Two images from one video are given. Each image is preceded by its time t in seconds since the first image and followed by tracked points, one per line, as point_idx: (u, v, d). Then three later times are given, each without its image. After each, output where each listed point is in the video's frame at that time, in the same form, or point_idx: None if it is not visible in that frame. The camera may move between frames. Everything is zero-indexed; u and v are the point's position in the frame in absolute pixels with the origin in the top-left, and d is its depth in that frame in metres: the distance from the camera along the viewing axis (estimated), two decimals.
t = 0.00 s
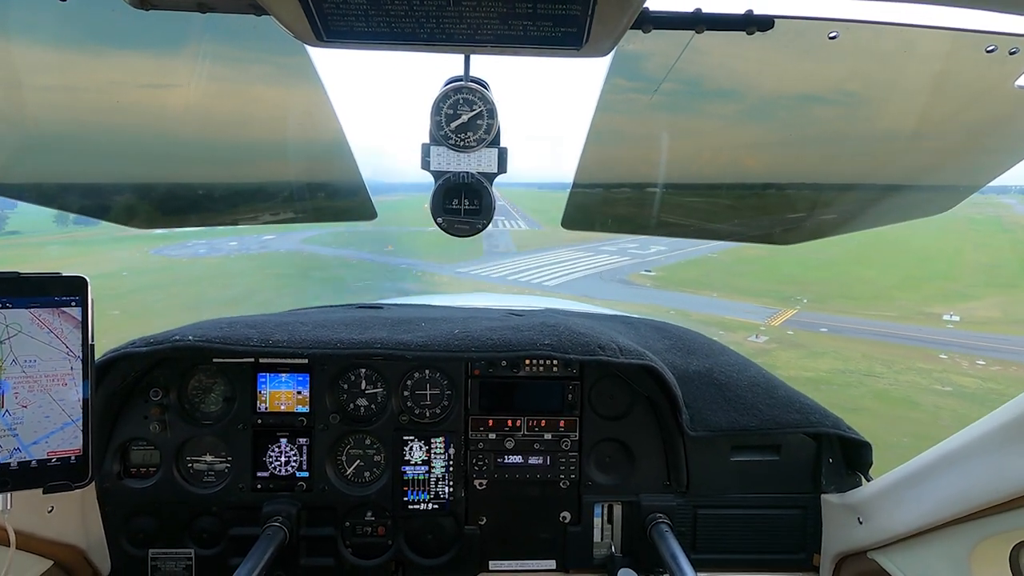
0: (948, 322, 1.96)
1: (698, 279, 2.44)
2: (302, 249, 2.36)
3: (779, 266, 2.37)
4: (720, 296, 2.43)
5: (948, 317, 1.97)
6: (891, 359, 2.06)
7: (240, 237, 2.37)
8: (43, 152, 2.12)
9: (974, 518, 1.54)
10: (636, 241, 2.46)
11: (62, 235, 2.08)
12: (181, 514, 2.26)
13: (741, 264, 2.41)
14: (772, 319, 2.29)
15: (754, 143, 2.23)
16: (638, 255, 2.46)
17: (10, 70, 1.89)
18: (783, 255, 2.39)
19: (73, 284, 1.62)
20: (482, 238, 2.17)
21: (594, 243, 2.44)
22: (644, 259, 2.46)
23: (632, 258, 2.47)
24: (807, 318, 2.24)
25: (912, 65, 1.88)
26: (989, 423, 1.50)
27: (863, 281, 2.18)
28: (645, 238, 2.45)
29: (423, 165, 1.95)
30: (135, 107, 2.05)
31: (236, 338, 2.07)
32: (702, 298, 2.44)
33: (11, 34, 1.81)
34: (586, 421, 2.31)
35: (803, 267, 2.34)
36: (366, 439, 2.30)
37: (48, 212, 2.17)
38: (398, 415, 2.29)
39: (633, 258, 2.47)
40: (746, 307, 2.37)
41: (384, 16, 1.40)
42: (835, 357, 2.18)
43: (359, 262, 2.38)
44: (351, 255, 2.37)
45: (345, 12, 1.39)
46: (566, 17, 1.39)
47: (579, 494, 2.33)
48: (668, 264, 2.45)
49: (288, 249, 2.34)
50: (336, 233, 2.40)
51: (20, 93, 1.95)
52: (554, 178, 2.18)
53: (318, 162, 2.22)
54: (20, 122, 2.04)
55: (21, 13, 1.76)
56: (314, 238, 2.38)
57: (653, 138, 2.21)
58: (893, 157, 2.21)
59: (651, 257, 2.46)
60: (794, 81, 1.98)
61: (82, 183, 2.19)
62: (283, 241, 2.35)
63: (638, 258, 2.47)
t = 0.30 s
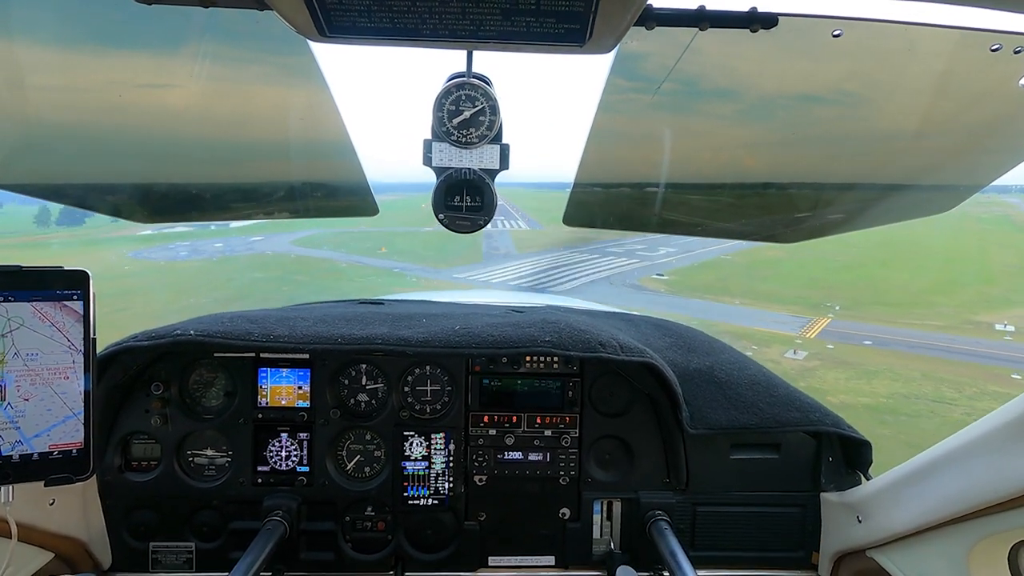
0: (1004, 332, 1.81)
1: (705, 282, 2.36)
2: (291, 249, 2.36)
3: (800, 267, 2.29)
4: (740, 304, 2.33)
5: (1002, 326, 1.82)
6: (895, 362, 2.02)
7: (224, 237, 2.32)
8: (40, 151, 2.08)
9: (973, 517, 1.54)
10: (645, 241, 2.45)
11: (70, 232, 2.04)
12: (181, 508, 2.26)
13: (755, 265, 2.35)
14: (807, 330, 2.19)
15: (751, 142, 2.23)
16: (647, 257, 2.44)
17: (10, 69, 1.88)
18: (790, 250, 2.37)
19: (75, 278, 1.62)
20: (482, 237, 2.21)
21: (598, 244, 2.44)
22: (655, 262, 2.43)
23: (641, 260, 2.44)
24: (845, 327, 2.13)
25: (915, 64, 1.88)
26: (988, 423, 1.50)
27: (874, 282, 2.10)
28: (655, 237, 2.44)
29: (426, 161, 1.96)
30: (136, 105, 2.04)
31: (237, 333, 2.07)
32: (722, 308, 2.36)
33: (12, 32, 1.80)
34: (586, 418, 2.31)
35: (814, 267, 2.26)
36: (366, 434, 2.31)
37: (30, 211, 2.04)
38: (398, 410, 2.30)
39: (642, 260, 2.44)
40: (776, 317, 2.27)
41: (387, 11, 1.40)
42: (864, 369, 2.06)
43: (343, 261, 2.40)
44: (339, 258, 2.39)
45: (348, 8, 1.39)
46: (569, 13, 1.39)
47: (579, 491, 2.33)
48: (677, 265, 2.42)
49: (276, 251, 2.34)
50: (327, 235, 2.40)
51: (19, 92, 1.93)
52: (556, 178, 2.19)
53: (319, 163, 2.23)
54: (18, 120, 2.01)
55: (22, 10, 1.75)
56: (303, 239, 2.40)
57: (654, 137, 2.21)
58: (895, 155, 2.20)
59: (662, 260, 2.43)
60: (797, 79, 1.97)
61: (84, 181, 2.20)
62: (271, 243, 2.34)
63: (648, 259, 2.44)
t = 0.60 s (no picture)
0: None
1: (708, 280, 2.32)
2: (276, 250, 2.26)
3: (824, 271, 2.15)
4: (768, 313, 2.23)
5: None
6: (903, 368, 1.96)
7: (206, 240, 2.26)
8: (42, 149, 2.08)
9: (976, 513, 1.54)
10: (650, 242, 2.43)
11: (74, 232, 2.02)
12: (186, 502, 2.28)
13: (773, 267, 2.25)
14: (851, 347, 2.05)
15: (754, 138, 2.23)
16: (655, 258, 2.40)
17: (12, 67, 1.88)
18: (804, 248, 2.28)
19: (78, 275, 1.62)
20: (481, 237, 2.23)
21: (597, 245, 2.42)
22: (665, 264, 2.38)
23: (652, 261, 2.39)
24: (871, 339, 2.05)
25: (920, 60, 1.87)
26: (991, 419, 1.50)
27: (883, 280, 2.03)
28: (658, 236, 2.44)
29: (428, 156, 1.96)
30: (138, 103, 2.04)
31: (240, 329, 2.08)
32: (748, 317, 2.26)
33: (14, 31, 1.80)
34: (589, 413, 2.31)
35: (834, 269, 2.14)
36: (370, 429, 2.32)
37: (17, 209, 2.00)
38: (401, 405, 2.30)
39: (650, 262, 2.39)
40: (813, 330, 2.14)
41: (388, 6, 1.39)
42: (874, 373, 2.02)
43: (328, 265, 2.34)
44: (328, 260, 2.33)
45: (349, 3, 1.38)
46: (572, 7, 1.38)
47: (581, 486, 2.34)
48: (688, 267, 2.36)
49: (261, 252, 2.25)
50: (314, 236, 2.34)
51: (21, 90, 1.94)
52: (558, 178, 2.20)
53: (322, 161, 2.22)
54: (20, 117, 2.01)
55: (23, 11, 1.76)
56: (290, 239, 2.32)
57: (658, 134, 2.21)
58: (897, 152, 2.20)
59: (674, 262, 2.38)
60: (800, 75, 1.96)
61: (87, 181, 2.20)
62: (256, 245, 2.26)
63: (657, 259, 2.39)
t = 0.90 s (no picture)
0: None
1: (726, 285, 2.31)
2: (262, 252, 2.26)
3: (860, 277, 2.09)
4: (799, 323, 2.22)
5: None
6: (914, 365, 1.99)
7: (187, 240, 2.24)
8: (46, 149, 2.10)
9: (982, 512, 1.54)
10: (663, 244, 2.40)
11: (80, 230, 2.05)
12: (191, 501, 2.29)
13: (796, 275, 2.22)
14: (910, 367, 2.00)
15: (757, 138, 2.23)
16: (664, 261, 2.39)
17: (17, 67, 1.90)
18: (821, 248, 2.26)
19: (84, 275, 1.63)
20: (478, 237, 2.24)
21: (602, 246, 2.41)
22: (676, 268, 2.37)
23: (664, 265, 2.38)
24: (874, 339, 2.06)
25: (923, 58, 1.86)
26: (996, 418, 1.50)
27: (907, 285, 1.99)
28: (670, 237, 2.42)
29: (431, 156, 1.97)
30: (142, 104, 2.05)
31: (244, 328, 2.09)
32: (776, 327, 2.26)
33: (20, 30, 1.83)
34: (592, 412, 2.31)
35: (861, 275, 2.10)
36: (373, 429, 2.32)
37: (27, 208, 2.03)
38: (405, 405, 2.31)
39: (659, 265, 2.39)
40: (865, 347, 2.07)
41: (392, 6, 1.40)
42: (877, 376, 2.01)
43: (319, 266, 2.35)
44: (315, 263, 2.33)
45: (352, 3, 1.39)
46: (576, 6, 1.38)
47: (585, 485, 2.34)
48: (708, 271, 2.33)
49: (245, 255, 2.24)
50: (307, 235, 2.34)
51: (26, 90, 1.95)
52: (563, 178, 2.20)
53: (324, 163, 2.26)
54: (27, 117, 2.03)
55: (31, 8, 1.79)
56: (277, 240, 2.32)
57: (661, 133, 2.21)
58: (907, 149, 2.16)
59: (685, 265, 2.37)
60: (803, 73, 1.96)
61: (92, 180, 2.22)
62: (239, 246, 2.25)
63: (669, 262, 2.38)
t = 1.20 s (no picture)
0: None
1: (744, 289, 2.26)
2: (244, 253, 2.27)
3: (887, 284, 2.02)
4: (837, 336, 2.14)
5: None
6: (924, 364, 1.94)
7: (192, 242, 2.28)
8: (50, 148, 2.10)
9: (986, 509, 1.53)
10: (672, 246, 2.41)
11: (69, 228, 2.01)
12: (196, 500, 2.30)
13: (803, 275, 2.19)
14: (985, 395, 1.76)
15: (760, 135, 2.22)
16: (675, 263, 2.38)
17: (19, 67, 1.91)
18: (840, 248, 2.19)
19: (87, 276, 1.64)
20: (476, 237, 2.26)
21: (604, 246, 2.45)
22: (689, 269, 2.36)
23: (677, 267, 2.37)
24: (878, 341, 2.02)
25: (925, 54, 1.85)
26: (1000, 415, 1.49)
27: (929, 287, 1.89)
28: (678, 238, 2.42)
29: (433, 155, 1.98)
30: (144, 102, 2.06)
31: (248, 328, 2.09)
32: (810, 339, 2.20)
33: (24, 30, 1.82)
34: (595, 411, 2.31)
35: (885, 279, 2.03)
36: (377, 428, 2.33)
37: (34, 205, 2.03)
38: (408, 404, 2.31)
39: (671, 267, 2.38)
40: (922, 368, 1.92)
41: (393, 6, 1.40)
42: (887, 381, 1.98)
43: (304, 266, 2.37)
44: (299, 266, 2.35)
45: (353, 4, 1.39)
46: (576, 4, 1.38)
47: (588, 484, 2.34)
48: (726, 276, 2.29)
49: (224, 258, 2.24)
50: (293, 236, 2.36)
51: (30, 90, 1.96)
52: (562, 176, 2.21)
53: (327, 159, 2.25)
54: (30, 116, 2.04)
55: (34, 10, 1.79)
56: (263, 241, 2.34)
57: (663, 131, 2.21)
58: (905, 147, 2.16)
59: (699, 266, 2.35)
60: (804, 70, 1.95)
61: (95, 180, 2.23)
62: (231, 249, 2.27)
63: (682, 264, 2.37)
